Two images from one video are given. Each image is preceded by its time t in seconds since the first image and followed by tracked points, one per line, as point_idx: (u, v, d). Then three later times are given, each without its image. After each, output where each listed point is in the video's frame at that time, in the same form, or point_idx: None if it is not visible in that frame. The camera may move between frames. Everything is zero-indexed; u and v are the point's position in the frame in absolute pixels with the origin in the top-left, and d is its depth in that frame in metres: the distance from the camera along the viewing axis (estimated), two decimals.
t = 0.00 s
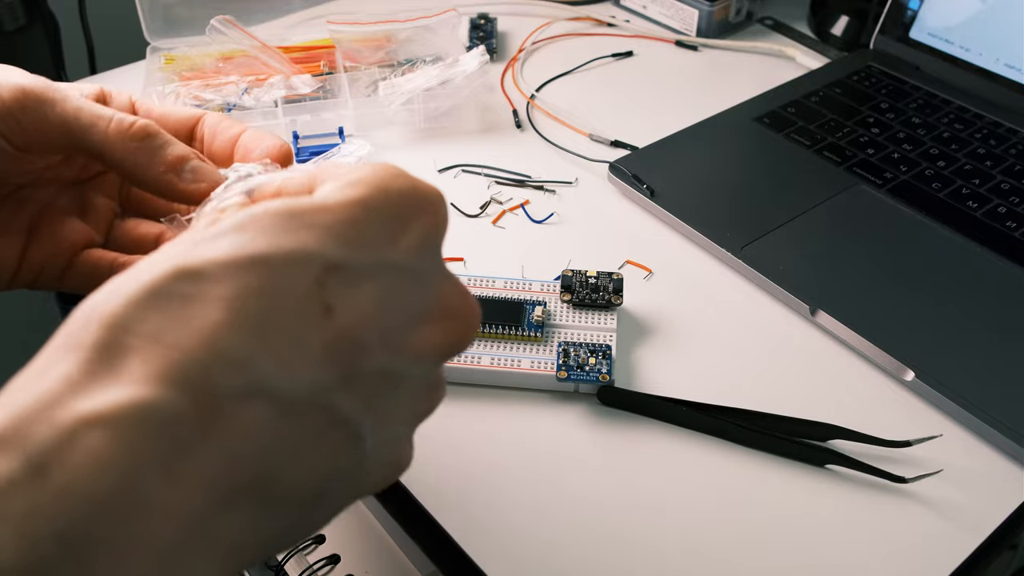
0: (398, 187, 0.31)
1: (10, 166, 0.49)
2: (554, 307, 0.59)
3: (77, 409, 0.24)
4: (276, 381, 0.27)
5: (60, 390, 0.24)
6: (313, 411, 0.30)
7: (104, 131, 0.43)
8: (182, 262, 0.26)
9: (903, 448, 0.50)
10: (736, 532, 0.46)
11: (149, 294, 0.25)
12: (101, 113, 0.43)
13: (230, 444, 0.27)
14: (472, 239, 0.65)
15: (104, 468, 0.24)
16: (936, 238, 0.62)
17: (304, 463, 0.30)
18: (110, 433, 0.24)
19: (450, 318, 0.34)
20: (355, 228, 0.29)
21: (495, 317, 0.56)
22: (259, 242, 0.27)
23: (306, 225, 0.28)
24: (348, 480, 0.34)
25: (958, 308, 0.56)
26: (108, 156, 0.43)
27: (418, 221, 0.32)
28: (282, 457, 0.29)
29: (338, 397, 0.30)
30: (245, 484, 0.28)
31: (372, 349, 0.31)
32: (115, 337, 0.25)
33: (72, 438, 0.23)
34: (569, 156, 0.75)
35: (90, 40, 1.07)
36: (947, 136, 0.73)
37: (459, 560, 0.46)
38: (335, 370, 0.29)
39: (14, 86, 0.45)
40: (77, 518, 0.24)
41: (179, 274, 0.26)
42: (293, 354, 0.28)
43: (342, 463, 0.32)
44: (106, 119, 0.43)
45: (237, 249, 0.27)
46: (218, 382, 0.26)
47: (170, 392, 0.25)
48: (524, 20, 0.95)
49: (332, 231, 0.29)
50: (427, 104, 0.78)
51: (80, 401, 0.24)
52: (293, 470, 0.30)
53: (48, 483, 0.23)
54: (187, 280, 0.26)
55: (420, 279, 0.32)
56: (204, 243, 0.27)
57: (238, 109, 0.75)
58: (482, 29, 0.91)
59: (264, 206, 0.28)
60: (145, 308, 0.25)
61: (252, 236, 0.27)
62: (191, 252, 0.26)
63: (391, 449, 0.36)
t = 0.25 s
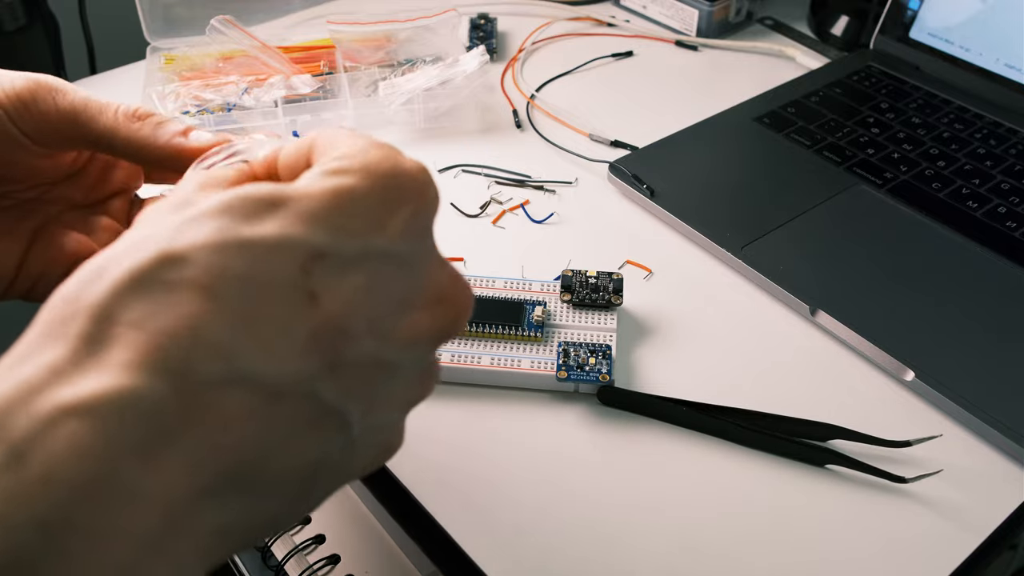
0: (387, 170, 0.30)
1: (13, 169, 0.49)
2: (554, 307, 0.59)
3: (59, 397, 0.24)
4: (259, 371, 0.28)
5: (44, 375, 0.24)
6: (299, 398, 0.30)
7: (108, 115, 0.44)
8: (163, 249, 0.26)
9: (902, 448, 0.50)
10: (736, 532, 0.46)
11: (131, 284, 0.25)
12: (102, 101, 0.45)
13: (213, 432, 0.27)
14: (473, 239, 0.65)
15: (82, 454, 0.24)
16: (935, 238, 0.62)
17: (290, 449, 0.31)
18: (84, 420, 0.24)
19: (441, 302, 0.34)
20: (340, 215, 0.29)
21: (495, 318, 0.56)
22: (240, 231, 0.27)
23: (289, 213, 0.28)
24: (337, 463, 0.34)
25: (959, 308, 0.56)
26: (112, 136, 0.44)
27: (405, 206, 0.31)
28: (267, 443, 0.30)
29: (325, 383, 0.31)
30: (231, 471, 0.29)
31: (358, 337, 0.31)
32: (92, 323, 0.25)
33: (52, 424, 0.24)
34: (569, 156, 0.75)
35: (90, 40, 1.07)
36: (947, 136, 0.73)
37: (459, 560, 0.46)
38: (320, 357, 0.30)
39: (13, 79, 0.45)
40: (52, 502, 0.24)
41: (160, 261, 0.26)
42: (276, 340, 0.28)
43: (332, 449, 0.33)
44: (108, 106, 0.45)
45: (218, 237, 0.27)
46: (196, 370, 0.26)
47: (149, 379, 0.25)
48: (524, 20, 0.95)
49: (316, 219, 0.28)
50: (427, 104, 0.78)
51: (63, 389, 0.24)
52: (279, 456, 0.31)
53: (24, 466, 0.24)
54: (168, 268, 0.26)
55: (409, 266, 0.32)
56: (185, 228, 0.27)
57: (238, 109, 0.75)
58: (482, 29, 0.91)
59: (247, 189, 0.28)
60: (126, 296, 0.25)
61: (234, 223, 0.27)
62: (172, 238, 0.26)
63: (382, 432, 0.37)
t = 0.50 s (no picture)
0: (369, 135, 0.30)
1: (17, 171, 0.49)
2: (554, 307, 0.59)
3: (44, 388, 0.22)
4: (258, 340, 0.26)
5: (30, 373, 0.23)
6: (303, 368, 0.28)
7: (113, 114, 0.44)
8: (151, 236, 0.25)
9: (902, 449, 0.50)
10: (736, 533, 0.46)
11: (121, 268, 0.24)
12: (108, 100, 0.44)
13: (217, 409, 0.26)
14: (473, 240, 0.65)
15: (75, 438, 0.22)
16: (936, 238, 0.62)
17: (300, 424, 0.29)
18: (80, 405, 0.22)
19: (444, 261, 0.33)
20: (326, 184, 0.28)
21: (495, 318, 0.56)
22: (224, 209, 0.26)
23: (277, 189, 0.28)
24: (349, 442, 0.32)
25: (959, 308, 0.56)
26: (115, 135, 0.44)
27: (389, 159, 0.30)
28: (274, 420, 0.28)
29: (330, 352, 0.29)
30: (238, 451, 0.27)
31: (359, 300, 0.29)
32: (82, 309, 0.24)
33: (40, 414, 0.22)
34: (569, 156, 0.75)
35: (90, 40, 1.07)
36: (947, 136, 0.73)
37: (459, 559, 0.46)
38: (321, 323, 0.28)
39: (18, 77, 0.45)
40: (46, 495, 0.22)
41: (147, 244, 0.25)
42: (273, 309, 0.27)
43: (346, 424, 0.31)
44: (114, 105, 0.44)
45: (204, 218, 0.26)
46: (192, 347, 0.25)
47: (148, 360, 0.24)
48: (524, 20, 0.95)
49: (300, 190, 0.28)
50: (427, 104, 0.78)
51: (48, 379, 0.22)
52: (289, 434, 0.29)
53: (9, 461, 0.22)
54: (157, 250, 0.25)
55: (402, 227, 0.31)
56: (172, 215, 0.26)
57: (238, 109, 0.75)
58: (482, 29, 0.91)
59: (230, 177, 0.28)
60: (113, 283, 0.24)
61: (220, 204, 0.27)
62: (159, 225, 0.26)
63: (398, 411, 0.34)
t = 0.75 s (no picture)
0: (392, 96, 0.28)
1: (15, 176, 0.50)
2: (554, 307, 0.59)
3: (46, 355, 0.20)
4: (277, 307, 0.24)
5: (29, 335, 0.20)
6: (318, 339, 0.26)
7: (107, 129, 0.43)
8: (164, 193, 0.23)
9: (902, 449, 0.50)
10: (736, 533, 0.46)
11: (131, 229, 0.22)
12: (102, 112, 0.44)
13: (231, 381, 0.24)
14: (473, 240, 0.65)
15: (88, 410, 0.20)
16: (936, 238, 0.62)
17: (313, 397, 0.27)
18: (92, 374, 0.20)
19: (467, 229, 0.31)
20: (352, 145, 0.26)
21: (495, 318, 0.56)
22: (243, 168, 0.24)
23: (295, 147, 0.25)
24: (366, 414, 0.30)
25: (959, 308, 0.56)
26: (108, 151, 0.43)
27: (408, 126, 0.28)
28: (291, 390, 0.26)
29: (345, 322, 0.27)
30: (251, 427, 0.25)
31: (378, 269, 0.27)
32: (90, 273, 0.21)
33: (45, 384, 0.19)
34: (569, 156, 0.75)
35: (90, 40, 1.07)
36: (947, 136, 0.73)
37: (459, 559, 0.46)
38: (340, 291, 0.26)
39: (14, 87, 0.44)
40: (54, 475, 0.20)
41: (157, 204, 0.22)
42: (292, 274, 0.25)
43: (360, 396, 0.29)
44: (109, 119, 0.44)
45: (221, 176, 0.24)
46: (211, 312, 0.23)
47: (163, 326, 0.22)
48: (524, 20, 0.95)
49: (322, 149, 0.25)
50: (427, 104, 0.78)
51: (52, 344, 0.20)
52: (307, 405, 0.27)
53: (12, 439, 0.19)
54: (170, 210, 0.22)
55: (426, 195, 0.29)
56: (186, 174, 0.24)
57: (238, 108, 0.75)
58: (482, 29, 0.91)
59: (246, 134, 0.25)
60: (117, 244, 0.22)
61: (235, 162, 0.24)
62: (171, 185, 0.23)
63: (412, 382, 0.33)
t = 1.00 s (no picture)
0: (425, 118, 0.29)
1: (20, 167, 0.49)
2: (554, 307, 0.59)
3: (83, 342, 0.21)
4: (306, 315, 0.25)
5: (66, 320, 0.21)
6: (343, 351, 0.27)
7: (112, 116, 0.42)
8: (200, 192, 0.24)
9: (902, 449, 0.50)
10: (736, 533, 0.46)
11: (168, 225, 0.23)
12: (108, 99, 0.43)
13: (256, 383, 0.24)
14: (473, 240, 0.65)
15: (118, 408, 0.21)
16: (936, 238, 0.62)
17: (336, 408, 0.28)
18: (125, 373, 0.21)
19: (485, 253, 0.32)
20: (383, 160, 0.28)
21: (495, 317, 0.56)
22: (281, 174, 0.25)
23: (331, 158, 0.26)
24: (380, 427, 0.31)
25: (959, 308, 0.56)
26: (114, 139, 0.42)
27: (440, 150, 0.29)
28: (313, 401, 0.27)
29: (369, 337, 0.28)
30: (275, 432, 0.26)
31: (404, 284, 0.28)
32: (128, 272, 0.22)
33: (83, 371, 0.20)
34: (569, 156, 0.75)
35: (90, 40, 1.07)
36: (947, 136, 0.73)
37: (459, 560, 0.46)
38: (368, 305, 0.27)
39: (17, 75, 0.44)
40: (86, 463, 0.21)
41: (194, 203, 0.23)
42: (322, 285, 0.25)
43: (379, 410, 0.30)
44: (115, 106, 0.43)
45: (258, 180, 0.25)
46: (241, 313, 0.23)
47: (192, 328, 0.22)
48: (524, 20, 0.95)
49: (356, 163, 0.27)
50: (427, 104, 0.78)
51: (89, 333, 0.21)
52: (327, 417, 0.27)
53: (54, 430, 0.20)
54: (207, 211, 0.23)
55: (454, 214, 0.30)
56: (222, 176, 0.25)
57: (238, 108, 0.75)
58: (482, 29, 0.91)
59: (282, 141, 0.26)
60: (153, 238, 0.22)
61: (271, 168, 0.25)
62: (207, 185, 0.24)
63: (425, 399, 0.33)
